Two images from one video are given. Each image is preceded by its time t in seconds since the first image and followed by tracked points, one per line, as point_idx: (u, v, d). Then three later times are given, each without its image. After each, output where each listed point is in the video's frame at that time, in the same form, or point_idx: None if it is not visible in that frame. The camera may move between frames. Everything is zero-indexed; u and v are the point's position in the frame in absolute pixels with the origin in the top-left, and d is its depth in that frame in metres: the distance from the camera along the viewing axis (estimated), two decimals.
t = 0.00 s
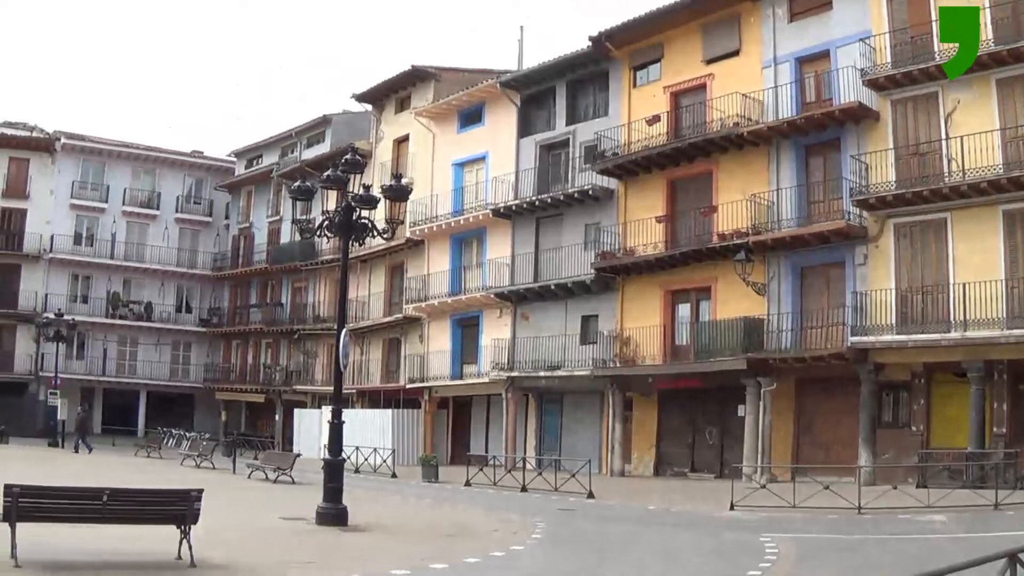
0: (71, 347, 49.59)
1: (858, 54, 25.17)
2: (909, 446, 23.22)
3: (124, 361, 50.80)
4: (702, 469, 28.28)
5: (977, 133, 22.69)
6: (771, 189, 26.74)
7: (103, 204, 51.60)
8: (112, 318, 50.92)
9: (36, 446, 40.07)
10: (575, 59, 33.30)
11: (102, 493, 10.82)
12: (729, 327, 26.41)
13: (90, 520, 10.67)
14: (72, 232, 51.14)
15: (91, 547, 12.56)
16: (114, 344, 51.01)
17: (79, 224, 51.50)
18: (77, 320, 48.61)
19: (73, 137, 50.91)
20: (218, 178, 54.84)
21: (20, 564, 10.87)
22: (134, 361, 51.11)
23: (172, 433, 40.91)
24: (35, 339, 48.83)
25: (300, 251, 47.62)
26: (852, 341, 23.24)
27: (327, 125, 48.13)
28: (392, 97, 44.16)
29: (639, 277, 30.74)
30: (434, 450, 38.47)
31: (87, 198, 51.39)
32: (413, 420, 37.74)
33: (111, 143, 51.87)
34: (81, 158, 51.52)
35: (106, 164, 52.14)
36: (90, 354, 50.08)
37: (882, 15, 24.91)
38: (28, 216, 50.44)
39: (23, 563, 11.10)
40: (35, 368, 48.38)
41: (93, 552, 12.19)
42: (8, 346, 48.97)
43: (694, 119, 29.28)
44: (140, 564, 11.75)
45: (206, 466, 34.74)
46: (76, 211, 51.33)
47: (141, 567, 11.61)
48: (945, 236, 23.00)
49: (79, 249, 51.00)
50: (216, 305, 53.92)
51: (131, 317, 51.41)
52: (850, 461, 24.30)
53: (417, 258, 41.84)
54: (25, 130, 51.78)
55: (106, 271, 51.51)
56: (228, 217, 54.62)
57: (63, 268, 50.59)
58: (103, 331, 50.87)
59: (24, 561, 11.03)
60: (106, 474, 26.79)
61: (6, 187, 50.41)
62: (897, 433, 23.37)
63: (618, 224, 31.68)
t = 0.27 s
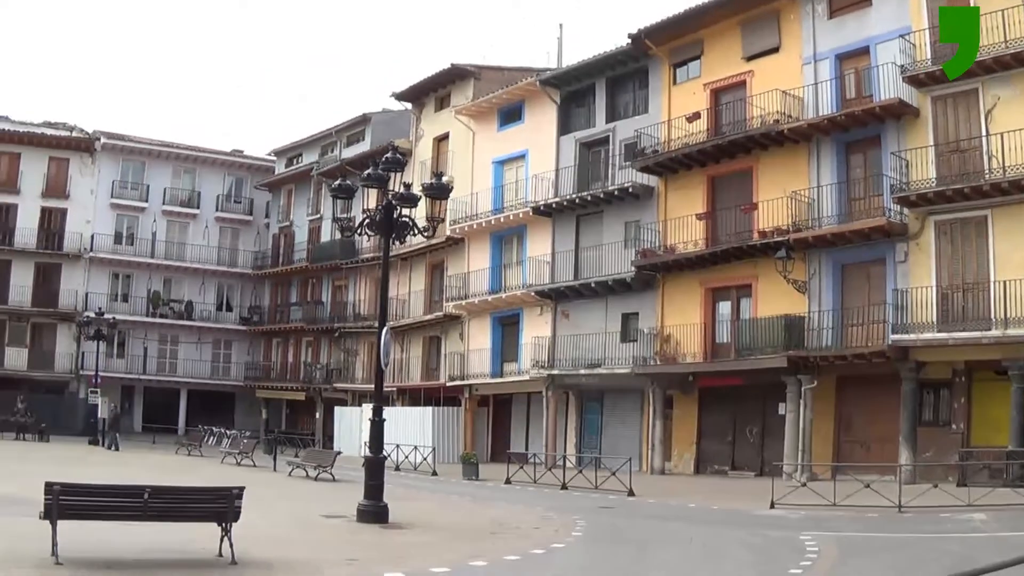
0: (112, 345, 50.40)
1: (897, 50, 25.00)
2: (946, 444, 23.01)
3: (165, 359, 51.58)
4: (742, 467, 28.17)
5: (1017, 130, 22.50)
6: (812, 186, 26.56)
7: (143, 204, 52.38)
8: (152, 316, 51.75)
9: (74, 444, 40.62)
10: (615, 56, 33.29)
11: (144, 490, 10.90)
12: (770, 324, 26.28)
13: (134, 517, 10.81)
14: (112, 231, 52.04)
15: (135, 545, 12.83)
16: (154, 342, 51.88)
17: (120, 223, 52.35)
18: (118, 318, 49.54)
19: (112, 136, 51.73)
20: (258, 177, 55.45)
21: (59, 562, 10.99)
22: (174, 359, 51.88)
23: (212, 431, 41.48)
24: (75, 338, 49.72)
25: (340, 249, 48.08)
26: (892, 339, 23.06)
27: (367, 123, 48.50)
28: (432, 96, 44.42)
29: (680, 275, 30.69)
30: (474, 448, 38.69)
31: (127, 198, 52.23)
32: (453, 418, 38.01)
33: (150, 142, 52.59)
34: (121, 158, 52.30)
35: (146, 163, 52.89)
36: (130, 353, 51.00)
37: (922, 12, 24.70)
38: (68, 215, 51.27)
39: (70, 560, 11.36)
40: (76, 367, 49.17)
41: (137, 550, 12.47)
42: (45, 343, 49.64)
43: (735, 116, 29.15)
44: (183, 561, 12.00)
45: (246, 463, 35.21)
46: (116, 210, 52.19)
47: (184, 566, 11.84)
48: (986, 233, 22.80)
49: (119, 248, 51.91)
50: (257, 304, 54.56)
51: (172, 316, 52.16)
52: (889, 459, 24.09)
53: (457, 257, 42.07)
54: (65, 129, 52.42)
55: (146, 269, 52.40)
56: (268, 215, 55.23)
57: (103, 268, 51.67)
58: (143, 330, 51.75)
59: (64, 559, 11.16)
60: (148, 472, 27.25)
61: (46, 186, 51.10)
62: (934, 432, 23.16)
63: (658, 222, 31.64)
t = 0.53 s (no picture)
0: (148, 347, 51.11)
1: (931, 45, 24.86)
2: (984, 442, 22.84)
3: (201, 361, 52.22)
4: (779, 466, 28.06)
5: None
6: (847, 183, 26.40)
7: (179, 206, 53.08)
8: (188, 318, 52.39)
9: (112, 444, 41.26)
10: (649, 55, 33.28)
11: (182, 491, 11.14)
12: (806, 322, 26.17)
13: (172, 519, 11.02)
14: (148, 233, 52.80)
15: (175, 546, 13.10)
16: (191, 344, 52.47)
17: (156, 226, 53.08)
18: (155, 320, 50.25)
19: (147, 138, 52.47)
20: (293, 178, 56.02)
21: (98, 563, 11.24)
22: (211, 361, 52.51)
23: (249, 432, 41.96)
24: (112, 340, 50.53)
25: (376, 250, 48.47)
26: (929, 336, 22.92)
27: (402, 125, 48.84)
28: (467, 96, 44.63)
29: (715, 273, 30.63)
30: (511, 448, 38.83)
31: (162, 200, 52.98)
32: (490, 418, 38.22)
33: (184, 145, 53.25)
34: (156, 161, 53.12)
35: (181, 166, 53.60)
36: (167, 354, 51.68)
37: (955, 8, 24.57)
38: (104, 217, 52.13)
39: (112, 561, 11.63)
40: (112, 369, 49.92)
41: (177, 551, 12.73)
42: (82, 345, 50.46)
43: (769, 113, 29.04)
44: (222, 562, 12.24)
45: (283, 464, 35.59)
46: (152, 213, 52.93)
47: (224, 566, 12.07)
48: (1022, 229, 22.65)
49: (155, 250, 52.63)
50: (293, 305, 55.08)
51: (208, 317, 52.77)
52: (926, 456, 23.92)
53: (493, 257, 42.25)
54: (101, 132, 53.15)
55: (182, 271, 53.11)
56: (304, 217, 55.75)
57: (140, 270, 52.41)
58: (180, 332, 52.37)
59: (103, 561, 11.42)
60: (187, 472, 27.65)
61: (81, 189, 51.89)
62: (972, 429, 22.99)
63: (693, 221, 31.60)
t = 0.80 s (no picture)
0: (174, 350, 51.55)
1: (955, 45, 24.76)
2: (1011, 443, 22.79)
3: (227, 363, 52.63)
4: (806, 467, 27.93)
5: None
6: (873, 184, 26.26)
7: (205, 209, 53.50)
8: (214, 320, 52.78)
9: (138, 447, 41.68)
10: (675, 56, 33.25)
11: (209, 495, 11.29)
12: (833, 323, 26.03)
13: (197, 522, 11.14)
14: (174, 236, 53.25)
15: (202, 548, 13.27)
16: (217, 346, 52.85)
17: (182, 229, 53.50)
18: (181, 323, 50.67)
19: (172, 142, 52.99)
20: (319, 181, 56.40)
21: (125, 566, 11.40)
22: (237, 363, 52.92)
23: (276, 434, 42.28)
24: (138, 343, 51.01)
25: (402, 253, 48.71)
26: (956, 337, 22.74)
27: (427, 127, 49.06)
28: (492, 98, 44.77)
29: (742, 274, 30.54)
30: (537, 450, 38.86)
31: (188, 203, 53.43)
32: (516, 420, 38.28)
33: (210, 148, 53.66)
34: (182, 164, 53.62)
35: (207, 169, 54.06)
36: (193, 356, 52.09)
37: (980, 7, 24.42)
38: (130, 219, 52.69)
39: (141, 563, 11.79)
40: (139, 371, 50.40)
41: (204, 553, 12.88)
42: (108, 348, 51.02)
43: (795, 114, 28.92)
44: (248, 564, 12.37)
45: (310, 466, 35.83)
46: (178, 216, 53.40)
47: (252, 568, 12.20)
48: None
49: (181, 253, 53.05)
50: (319, 307, 55.42)
51: (234, 319, 53.10)
52: (954, 457, 23.74)
53: (519, 259, 42.33)
54: (125, 135, 53.65)
55: (208, 274, 53.58)
56: (329, 219, 56.10)
57: (166, 273, 52.85)
58: (206, 334, 52.77)
59: (130, 563, 11.57)
60: (214, 475, 27.89)
61: (106, 193, 52.44)
62: (999, 429, 22.92)
63: (719, 222, 31.53)
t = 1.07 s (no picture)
0: (204, 354, 52.05)
1: (981, 44, 24.67)
2: None
3: (257, 368, 53.10)
4: (837, 469, 27.78)
5: None
6: (902, 184, 26.13)
7: (234, 214, 53.99)
8: (244, 324, 53.29)
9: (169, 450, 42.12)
10: (703, 57, 33.22)
11: (240, 498, 11.40)
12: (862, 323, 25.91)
13: (229, 525, 11.30)
14: (204, 241, 53.68)
15: (234, 552, 13.46)
16: (247, 350, 53.38)
17: (211, 233, 53.99)
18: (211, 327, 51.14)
19: (201, 148, 53.60)
20: (346, 186, 56.84)
21: (157, 569, 11.62)
22: (267, 367, 53.39)
23: (306, 438, 42.61)
24: (167, 347, 51.48)
25: (431, 256, 49.00)
26: (986, 337, 22.59)
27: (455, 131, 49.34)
28: (520, 101, 44.92)
29: (771, 275, 30.46)
30: (567, 452, 38.91)
31: (217, 208, 53.78)
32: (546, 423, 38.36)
33: (238, 153, 54.14)
34: (210, 169, 54.14)
35: (236, 174, 54.56)
36: (223, 361, 52.63)
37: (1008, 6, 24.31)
38: (159, 224, 53.11)
39: (174, 567, 11.97)
40: (169, 375, 50.85)
41: (237, 557, 13.06)
42: (137, 352, 51.55)
43: (824, 114, 28.80)
44: (280, 568, 12.53)
45: (340, 470, 36.07)
46: (207, 221, 53.84)
47: (285, 572, 12.37)
48: None
49: (210, 257, 53.46)
50: (348, 311, 55.79)
51: (264, 324, 53.67)
52: (985, 458, 23.54)
53: (548, 261, 42.43)
54: (153, 141, 54.20)
55: (238, 279, 54.08)
56: (358, 223, 56.50)
57: (196, 277, 53.35)
58: (236, 339, 53.30)
59: (162, 566, 11.79)
60: (245, 479, 28.16)
61: (135, 198, 52.97)
62: None
63: (749, 223, 31.47)
